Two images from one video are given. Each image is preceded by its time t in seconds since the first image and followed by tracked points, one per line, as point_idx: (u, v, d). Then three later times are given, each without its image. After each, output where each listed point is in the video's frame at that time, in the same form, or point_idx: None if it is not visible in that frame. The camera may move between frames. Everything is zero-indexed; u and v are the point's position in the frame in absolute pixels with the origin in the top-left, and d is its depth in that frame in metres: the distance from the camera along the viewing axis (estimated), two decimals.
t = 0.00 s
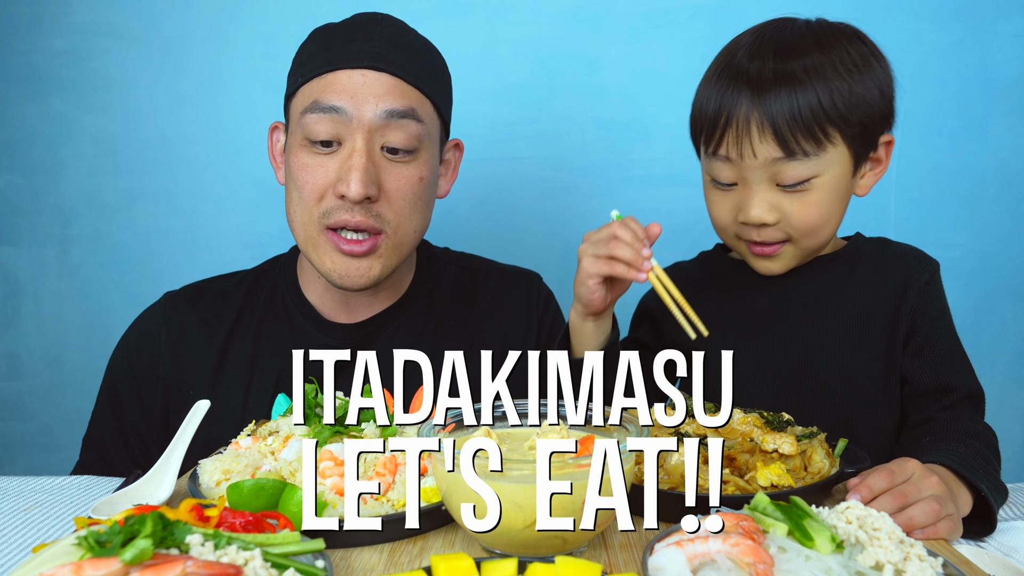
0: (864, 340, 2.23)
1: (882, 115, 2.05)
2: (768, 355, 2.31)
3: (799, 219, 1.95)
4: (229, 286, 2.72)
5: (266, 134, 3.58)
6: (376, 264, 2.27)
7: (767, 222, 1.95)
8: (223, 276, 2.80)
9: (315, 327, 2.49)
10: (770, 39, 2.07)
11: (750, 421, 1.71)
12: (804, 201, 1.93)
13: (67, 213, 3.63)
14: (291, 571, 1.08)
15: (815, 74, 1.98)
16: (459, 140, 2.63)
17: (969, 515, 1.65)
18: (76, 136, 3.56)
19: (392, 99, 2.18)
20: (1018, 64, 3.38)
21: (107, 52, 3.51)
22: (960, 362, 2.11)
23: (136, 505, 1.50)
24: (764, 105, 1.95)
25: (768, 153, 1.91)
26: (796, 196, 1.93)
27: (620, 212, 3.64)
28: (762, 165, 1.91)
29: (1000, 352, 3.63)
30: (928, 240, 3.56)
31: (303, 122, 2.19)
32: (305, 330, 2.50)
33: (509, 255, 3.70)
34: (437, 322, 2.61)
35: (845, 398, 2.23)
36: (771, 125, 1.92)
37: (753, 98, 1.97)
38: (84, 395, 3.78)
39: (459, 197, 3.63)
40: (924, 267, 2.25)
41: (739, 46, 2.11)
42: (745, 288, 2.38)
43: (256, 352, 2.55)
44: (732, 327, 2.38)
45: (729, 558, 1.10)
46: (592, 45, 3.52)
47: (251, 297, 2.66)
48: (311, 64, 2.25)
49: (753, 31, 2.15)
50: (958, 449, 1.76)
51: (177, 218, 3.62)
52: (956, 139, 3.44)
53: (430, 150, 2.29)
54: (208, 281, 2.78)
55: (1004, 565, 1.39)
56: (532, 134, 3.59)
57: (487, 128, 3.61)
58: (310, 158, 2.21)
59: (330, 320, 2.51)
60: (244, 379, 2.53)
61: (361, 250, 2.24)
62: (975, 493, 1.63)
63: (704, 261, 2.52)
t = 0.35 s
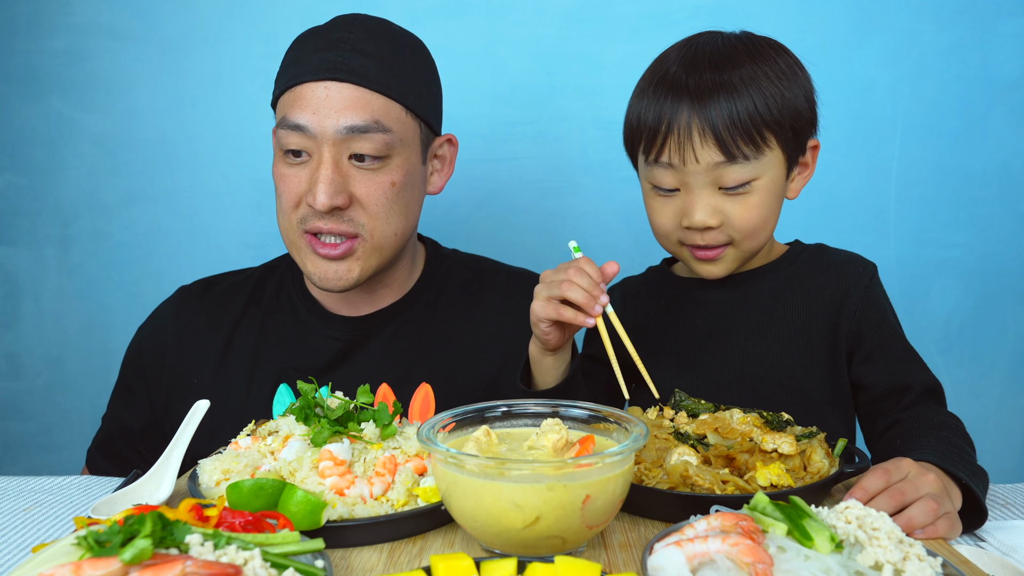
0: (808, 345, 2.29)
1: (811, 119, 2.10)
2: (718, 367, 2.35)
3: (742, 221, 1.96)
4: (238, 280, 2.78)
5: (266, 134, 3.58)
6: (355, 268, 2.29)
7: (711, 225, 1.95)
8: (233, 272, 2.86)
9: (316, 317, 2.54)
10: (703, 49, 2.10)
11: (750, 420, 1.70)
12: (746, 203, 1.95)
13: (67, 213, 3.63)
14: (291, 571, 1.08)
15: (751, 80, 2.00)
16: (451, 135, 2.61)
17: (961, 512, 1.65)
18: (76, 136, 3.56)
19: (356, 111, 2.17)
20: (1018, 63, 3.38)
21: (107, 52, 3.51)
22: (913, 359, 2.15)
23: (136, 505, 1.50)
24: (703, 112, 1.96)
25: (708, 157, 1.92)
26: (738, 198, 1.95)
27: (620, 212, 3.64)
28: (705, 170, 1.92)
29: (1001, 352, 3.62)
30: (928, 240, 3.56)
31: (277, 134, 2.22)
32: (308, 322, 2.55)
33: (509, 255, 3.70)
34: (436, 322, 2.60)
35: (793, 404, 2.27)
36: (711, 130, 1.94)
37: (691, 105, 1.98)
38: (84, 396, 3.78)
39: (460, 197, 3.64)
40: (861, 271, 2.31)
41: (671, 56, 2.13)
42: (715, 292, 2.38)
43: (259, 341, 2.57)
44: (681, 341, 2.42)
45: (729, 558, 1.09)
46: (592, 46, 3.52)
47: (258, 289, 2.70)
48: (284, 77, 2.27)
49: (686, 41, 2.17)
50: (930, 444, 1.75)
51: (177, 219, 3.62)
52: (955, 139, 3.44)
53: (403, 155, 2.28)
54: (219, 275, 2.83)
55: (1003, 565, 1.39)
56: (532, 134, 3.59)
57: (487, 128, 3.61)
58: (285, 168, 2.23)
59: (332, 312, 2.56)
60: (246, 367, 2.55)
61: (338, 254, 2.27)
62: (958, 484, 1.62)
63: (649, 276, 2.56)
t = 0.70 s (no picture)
0: (808, 351, 2.29)
1: (811, 119, 2.09)
2: (714, 371, 2.34)
3: (736, 225, 1.96)
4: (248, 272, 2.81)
5: (266, 134, 3.58)
6: (361, 263, 2.29)
7: (704, 227, 1.95)
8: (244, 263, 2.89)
9: (317, 308, 2.57)
10: (702, 44, 2.09)
11: (750, 421, 1.71)
12: (741, 206, 1.95)
13: (67, 213, 3.63)
14: (291, 571, 1.08)
15: (749, 79, 2.00)
16: (454, 129, 2.61)
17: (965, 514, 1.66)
18: (76, 136, 3.56)
19: (359, 108, 2.18)
20: (1018, 64, 3.38)
21: (107, 52, 3.51)
22: (917, 366, 2.16)
23: (136, 505, 1.50)
24: (699, 111, 1.96)
25: (703, 159, 1.92)
26: (733, 201, 1.94)
27: (620, 212, 3.63)
28: (698, 171, 1.92)
29: (1001, 353, 3.62)
30: (928, 240, 3.56)
31: (283, 133, 2.23)
32: (308, 312, 2.57)
33: (509, 255, 3.70)
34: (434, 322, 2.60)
35: (789, 409, 2.28)
36: (706, 130, 1.93)
37: (688, 103, 1.98)
38: (84, 396, 3.78)
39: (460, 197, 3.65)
40: (859, 278, 2.31)
41: (670, 50, 2.12)
42: (710, 292, 2.37)
43: (261, 331, 2.60)
44: (674, 344, 2.40)
45: (729, 557, 1.09)
46: (592, 46, 3.52)
47: (266, 280, 2.74)
48: (287, 75, 2.28)
49: (685, 34, 2.16)
50: (937, 447, 1.76)
51: (177, 219, 3.62)
52: (955, 139, 3.44)
53: (407, 149, 2.28)
54: (230, 266, 2.87)
55: (1003, 565, 1.39)
56: (532, 134, 3.59)
57: (487, 128, 3.60)
58: (291, 166, 2.24)
59: (333, 304, 2.58)
60: (246, 358, 2.57)
61: (345, 251, 2.27)
62: (964, 488, 1.62)
63: (638, 276, 2.53)
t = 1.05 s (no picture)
0: (808, 352, 2.29)
1: (816, 122, 2.09)
2: (714, 370, 2.34)
3: (737, 229, 1.96)
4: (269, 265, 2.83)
5: (266, 134, 3.58)
6: (370, 253, 2.28)
7: (705, 230, 1.95)
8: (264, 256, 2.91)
9: (337, 300, 2.59)
10: (708, 44, 2.08)
11: (750, 420, 1.70)
12: (742, 210, 1.94)
13: (67, 213, 3.62)
14: (291, 571, 1.08)
15: (755, 81, 1.99)
16: (469, 123, 2.63)
17: (965, 515, 1.67)
18: (76, 136, 3.56)
19: (370, 95, 2.19)
20: (1018, 63, 3.38)
21: (107, 52, 3.51)
22: (918, 368, 2.16)
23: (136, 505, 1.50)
24: (703, 112, 1.96)
25: (706, 161, 1.91)
26: (735, 205, 1.94)
27: (620, 211, 3.63)
28: (701, 174, 1.92)
29: (1002, 353, 3.62)
30: (928, 241, 3.56)
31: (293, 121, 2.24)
32: (329, 303, 2.60)
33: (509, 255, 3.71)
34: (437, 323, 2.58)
35: (789, 410, 2.28)
36: (710, 132, 1.93)
37: (692, 104, 1.98)
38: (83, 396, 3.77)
39: (460, 197, 3.65)
40: (859, 281, 2.32)
41: (676, 50, 2.12)
42: (711, 292, 2.38)
43: (279, 324, 2.61)
44: (674, 344, 2.40)
45: (729, 558, 1.09)
46: (592, 46, 3.52)
47: (285, 274, 2.75)
48: (300, 64, 2.29)
49: (692, 33, 2.16)
50: (937, 447, 1.76)
51: (177, 219, 3.62)
52: (955, 139, 3.44)
53: (417, 139, 2.28)
54: (246, 259, 2.87)
55: (1003, 565, 1.39)
56: (532, 134, 3.59)
57: (487, 128, 3.60)
58: (301, 155, 2.24)
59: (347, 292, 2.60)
60: (261, 350, 2.59)
61: (353, 241, 2.25)
62: (964, 489, 1.62)
63: (638, 276, 2.53)
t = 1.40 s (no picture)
0: (806, 351, 2.29)
1: (820, 118, 2.11)
2: (712, 370, 2.34)
3: (742, 222, 1.96)
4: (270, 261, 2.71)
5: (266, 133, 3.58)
6: (440, 252, 2.29)
7: (710, 224, 1.95)
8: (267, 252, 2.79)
9: (343, 305, 2.50)
10: (709, 43, 2.10)
11: (750, 420, 1.70)
12: (747, 203, 1.95)
13: (67, 213, 3.62)
14: (291, 571, 1.08)
15: (760, 76, 2.00)
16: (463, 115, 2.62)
17: (964, 514, 1.67)
18: (76, 136, 3.56)
19: (443, 94, 2.19)
20: (1018, 63, 3.38)
21: (107, 52, 3.51)
22: (914, 365, 2.15)
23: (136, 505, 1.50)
24: (709, 107, 1.96)
25: (712, 155, 1.92)
26: (740, 198, 1.94)
27: (620, 211, 3.63)
28: (707, 167, 1.92)
29: (1001, 352, 3.62)
30: (928, 240, 3.56)
31: (361, 126, 2.17)
32: (333, 307, 2.51)
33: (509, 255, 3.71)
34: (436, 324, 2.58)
35: (789, 409, 2.28)
36: (717, 126, 1.93)
37: (698, 100, 1.99)
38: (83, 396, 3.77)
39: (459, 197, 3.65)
40: (857, 281, 2.31)
41: (679, 48, 2.13)
42: (711, 291, 2.38)
43: (283, 329, 2.51)
44: (672, 343, 2.40)
45: (729, 558, 1.09)
46: (592, 45, 3.52)
47: (284, 275, 2.63)
48: (350, 65, 2.21)
49: (692, 32, 2.17)
50: (935, 447, 1.75)
51: (177, 218, 3.62)
52: (955, 139, 3.45)
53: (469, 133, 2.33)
54: (243, 254, 2.73)
55: (1003, 565, 1.39)
56: (532, 134, 3.59)
57: (487, 127, 3.60)
58: (372, 160, 2.19)
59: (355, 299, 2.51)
60: (263, 355, 2.49)
61: (434, 239, 2.26)
62: (963, 488, 1.62)
63: (639, 277, 2.55)
